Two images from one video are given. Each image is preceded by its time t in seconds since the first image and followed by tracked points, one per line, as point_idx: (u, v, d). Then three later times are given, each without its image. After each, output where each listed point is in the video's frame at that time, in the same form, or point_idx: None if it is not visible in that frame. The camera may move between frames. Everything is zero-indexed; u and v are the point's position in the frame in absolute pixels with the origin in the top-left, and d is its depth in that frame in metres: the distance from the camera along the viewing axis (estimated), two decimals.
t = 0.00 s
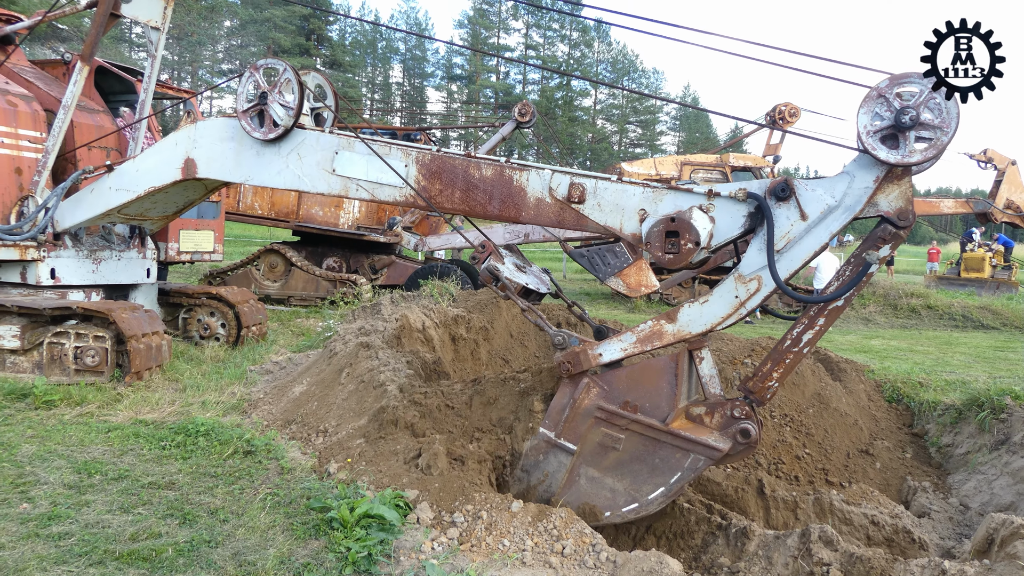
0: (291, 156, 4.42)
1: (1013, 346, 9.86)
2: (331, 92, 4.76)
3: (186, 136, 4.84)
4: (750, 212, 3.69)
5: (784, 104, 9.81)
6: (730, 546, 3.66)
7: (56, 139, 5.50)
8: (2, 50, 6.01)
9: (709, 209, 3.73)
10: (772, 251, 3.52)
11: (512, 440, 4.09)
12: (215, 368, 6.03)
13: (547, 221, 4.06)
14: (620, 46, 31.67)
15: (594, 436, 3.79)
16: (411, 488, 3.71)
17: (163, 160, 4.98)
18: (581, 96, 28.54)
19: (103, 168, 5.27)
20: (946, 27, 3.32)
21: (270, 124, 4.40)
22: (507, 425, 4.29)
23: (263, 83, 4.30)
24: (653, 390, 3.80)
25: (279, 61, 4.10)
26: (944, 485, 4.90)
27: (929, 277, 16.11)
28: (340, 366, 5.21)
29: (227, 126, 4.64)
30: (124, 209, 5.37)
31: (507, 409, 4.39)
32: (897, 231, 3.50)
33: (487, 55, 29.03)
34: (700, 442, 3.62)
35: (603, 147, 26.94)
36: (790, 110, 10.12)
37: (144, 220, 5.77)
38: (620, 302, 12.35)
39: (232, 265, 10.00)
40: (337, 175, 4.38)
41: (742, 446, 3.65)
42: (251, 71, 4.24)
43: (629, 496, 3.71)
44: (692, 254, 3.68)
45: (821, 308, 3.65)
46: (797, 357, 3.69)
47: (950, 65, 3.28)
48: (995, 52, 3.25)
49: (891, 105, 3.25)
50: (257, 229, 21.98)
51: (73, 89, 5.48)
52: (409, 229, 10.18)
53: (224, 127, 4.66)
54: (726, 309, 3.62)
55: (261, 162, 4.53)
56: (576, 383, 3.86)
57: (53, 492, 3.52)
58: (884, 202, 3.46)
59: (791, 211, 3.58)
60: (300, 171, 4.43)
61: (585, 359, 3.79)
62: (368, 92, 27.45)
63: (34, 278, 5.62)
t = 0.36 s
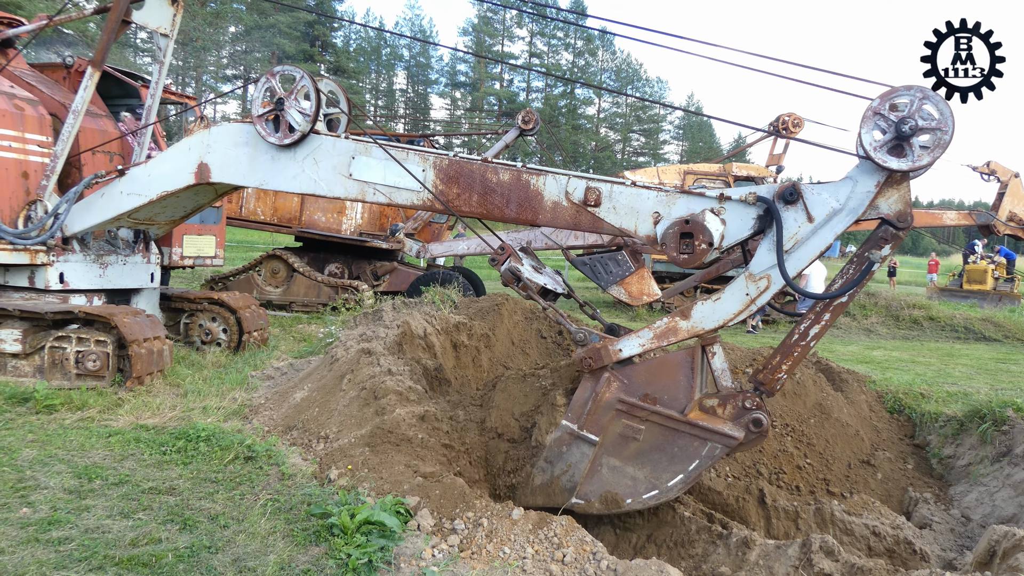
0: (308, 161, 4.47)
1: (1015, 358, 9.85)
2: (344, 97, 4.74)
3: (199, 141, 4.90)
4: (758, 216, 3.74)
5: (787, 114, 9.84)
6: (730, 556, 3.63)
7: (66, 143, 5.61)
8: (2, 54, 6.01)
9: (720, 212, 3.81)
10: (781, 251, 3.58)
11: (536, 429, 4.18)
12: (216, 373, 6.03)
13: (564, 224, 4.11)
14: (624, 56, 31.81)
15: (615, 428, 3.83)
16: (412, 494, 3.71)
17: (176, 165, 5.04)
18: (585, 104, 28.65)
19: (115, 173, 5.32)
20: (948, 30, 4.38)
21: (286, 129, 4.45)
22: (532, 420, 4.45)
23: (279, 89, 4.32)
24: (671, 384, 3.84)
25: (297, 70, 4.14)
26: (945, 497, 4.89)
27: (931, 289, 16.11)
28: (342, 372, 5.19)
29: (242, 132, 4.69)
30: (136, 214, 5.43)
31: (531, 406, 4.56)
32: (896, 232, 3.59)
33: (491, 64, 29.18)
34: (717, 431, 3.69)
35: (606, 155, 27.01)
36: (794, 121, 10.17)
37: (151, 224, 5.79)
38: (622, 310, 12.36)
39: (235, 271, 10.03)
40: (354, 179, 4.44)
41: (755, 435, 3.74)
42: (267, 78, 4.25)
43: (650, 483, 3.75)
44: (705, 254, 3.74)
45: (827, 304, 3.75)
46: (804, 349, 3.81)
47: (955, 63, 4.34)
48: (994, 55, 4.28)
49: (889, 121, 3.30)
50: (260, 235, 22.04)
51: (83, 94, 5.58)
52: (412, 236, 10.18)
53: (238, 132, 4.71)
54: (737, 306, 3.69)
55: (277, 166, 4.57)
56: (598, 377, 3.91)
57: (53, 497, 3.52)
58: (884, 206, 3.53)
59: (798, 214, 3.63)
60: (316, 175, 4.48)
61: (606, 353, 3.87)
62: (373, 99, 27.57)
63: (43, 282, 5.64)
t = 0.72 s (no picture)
0: (315, 164, 4.59)
1: (1012, 361, 9.86)
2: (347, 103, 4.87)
3: (205, 146, 4.98)
4: (758, 207, 3.99)
5: (785, 118, 9.86)
6: (729, 560, 3.57)
7: (67, 150, 5.58)
8: None
9: (721, 204, 4.02)
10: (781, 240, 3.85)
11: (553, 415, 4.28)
12: (214, 379, 6.01)
13: (571, 219, 4.29)
14: (621, 60, 31.97)
15: (630, 413, 3.96)
16: (410, 501, 3.70)
17: (181, 170, 5.08)
18: (581, 108, 28.71)
19: (119, 179, 5.37)
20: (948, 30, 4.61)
21: (293, 133, 4.55)
22: (548, 407, 4.41)
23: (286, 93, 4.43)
24: (682, 368, 4.00)
25: (306, 75, 4.28)
26: (943, 500, 4.90)
27: (928, 291, 16.13)
28: (338, 378, 5.14)
29: (248, 136, 4.78)
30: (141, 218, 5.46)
31: (547, 394, 4.51)
32: (888, 219, 3.84)
33: (488, 68, 29.28)
34: (727, 411, 3.89)
35: (604, 160, 27.05)
36: (790, 125, 10.20)
37: (154, 230, 5.80)
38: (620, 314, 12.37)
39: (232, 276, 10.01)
40: (363, 180, 4.56)
41: (762, 414, 3.92)
42: (275, 81, 4.34)
43: (665, 464, 3.90)
44: (710, 244, 3.94)
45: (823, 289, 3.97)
46: (805, 332, 4.02)
47: (955, 63, 4.62)
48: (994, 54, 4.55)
49: (877, 123, 3.63)
50: (257, 240, 22.01)
51: (87, 102, 5.59)
52: (409, 242, 10.12)
53: (244, 137, 4.80)
54: (741, 292, 3.94)
55: (283, 170, 4.67)
56: (612, 365, 4.01)
57: (49, 504, 3.51)
58: (875, 194, 3.81)
59: (796, 204, 3.89)
60: (323, 177, 4.59)
61: (619, 342, 3.98)
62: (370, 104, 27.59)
63: (46, 288, 5.65)
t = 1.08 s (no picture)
0: (314, 167, 4.88)
1: (1001, 362, 9.93)
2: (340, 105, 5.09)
3: (201, 153, 5.21)
4: (749, 194, 4.36)
5: (774, 123, 9.94)
6: (722, 563, 3.56)
7: (60, 161, 5.61)
8: None
9: (712, 192, 4.39)
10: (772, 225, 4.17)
11: (562, 399, 4.51)
12: (205, 389, 5.98)
13: (569, 212, 4.64)
14: (611, 66, 32.14)
15: (636, 395, 4.14)
16: (403, 508, 3.70)
17: (177, 177, 5.30)
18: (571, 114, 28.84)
19: (115, 188, 5.51)
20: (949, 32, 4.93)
21: (288, 137, 4.82)
22: (557, 394, 4.60)
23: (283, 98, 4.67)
24: (684, 350, 4.21)
25: (303, 81, 4.51)
26: (935, 501, 4.92)
27: (917, 294, 16.24)
28: (330, 386, 5.12)
29: (245, 142, 5.03)
30: (137, 226, 5.60)
31: (555, 382, 4.70)
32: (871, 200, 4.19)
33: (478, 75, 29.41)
34: (730, 388, 4.08)
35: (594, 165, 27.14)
36: (780, 130, 10.24)
37: (147, 238, 5.94)
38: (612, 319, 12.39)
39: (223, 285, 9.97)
40: (362, 181, 4.87)
41: (761, 390, 4.12)
42: (273, 86, 4.58)
43: (672, 442, 4.07)
44: (704, 230, 4.28)
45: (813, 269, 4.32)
46: (797, 311, 4.28)
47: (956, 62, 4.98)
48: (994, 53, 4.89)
49: (859, 120, 3.99)
50: (247, 248, 21.91)
51: (79, 113, 5.63)
52: (401, 248, 10.20)
53: (241, 143, 5.05)
54: (736, 276, 4.22)
55: (281, 173, 4.95)
56: (616, 350, 4.22)
57: (38, 517, 3.48)
58: (858, 178, 4.16)
59: (785, 190, 4.24)
60: (322, 179, 4.88)
61: (623, 327, 4.20)
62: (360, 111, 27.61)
63: (41, 300, 5.62)
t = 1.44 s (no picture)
0: (309, 167, 5.18)
1: (987, 357, 10.01)
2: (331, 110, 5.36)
3: (193, 158, 5.38)
4: (733, 176, 4.89)
5: (760, 123, 10.05)
6: (715, 563, 3.56)
7: (50, 171, 5.58)
8: None
9: (697, 177, 4.91)
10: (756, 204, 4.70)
11: (569, 378, 4.71)
12: (194, 398, 5.93)
13: (563, 200, 5.08)
14: (596, 69, 32.25)
15: (640, 370, 4.51)
16: (395, 514, 3.69)
17: (171, 184, 5.44)
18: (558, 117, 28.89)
19: (108, 197, 5.61)
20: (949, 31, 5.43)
21: (281, 139, 5.12)
22: (564, 375, 4.80)
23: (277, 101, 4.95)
24: (682, 325, 4.61)
25: (299, 86, 4.84)
26: (925, 496, 4.96)
27: (904, 291, 16.35)
28: (320, 393, 5.08)
29: (238, 146, 5.27)
30: (131, 234, 5.72)
31: (562, 363, 4.89)
32: (843, 178, 4.73)
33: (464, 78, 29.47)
34: (726, 358, 4.51)
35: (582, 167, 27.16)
36: (765, 129, 10.28)
37: (138, 246, 6.05)
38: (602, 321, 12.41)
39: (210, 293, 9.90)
40: (358, 180, 5.19)
41: (754, 359, 4.58)
42: (267, 89, 4.85)
43: (675, 413, 4.47)
44: (693, 212, 4.86)
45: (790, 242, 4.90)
46: (782, 284, 4.77)
47: (957, 62, 5.44)
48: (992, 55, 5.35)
49: (841, 108, 4.50)
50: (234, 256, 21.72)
51: (70, 122, 5.59)
52: (389, 253, 10.14)
53: (233, 147, 5.28)
54: (724, 253, 4.74)
55: (276, 175, 5.21)
56: (619, 330, 4.58)
57: (27, 530, 3.43)
58: (831, 158, 4.68)
59: (765, 172, 4.77)
60: (318, 180, 5.19)
61: (624, 309, 4.58)
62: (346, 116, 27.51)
63: (34, 311, 5.60)
